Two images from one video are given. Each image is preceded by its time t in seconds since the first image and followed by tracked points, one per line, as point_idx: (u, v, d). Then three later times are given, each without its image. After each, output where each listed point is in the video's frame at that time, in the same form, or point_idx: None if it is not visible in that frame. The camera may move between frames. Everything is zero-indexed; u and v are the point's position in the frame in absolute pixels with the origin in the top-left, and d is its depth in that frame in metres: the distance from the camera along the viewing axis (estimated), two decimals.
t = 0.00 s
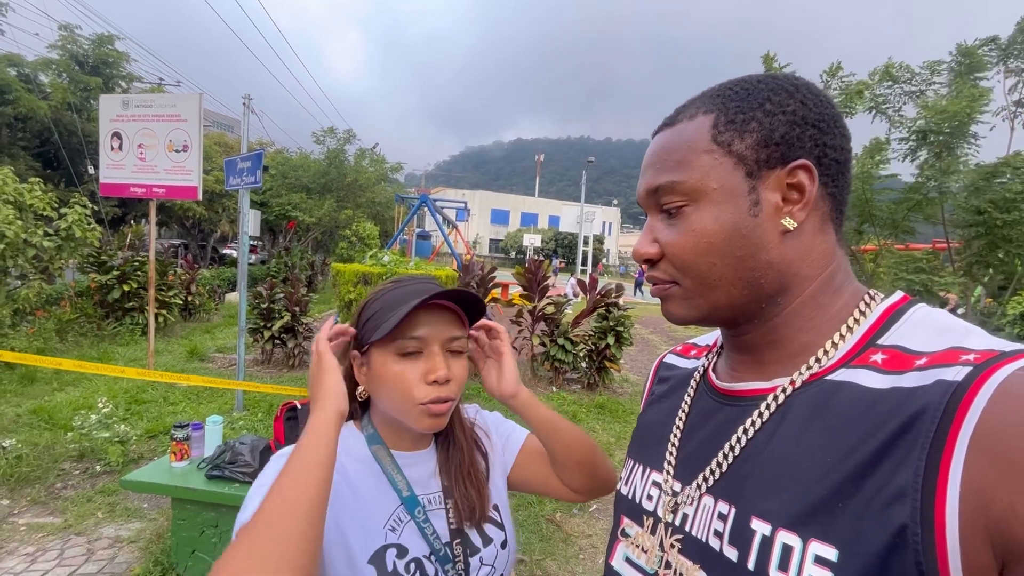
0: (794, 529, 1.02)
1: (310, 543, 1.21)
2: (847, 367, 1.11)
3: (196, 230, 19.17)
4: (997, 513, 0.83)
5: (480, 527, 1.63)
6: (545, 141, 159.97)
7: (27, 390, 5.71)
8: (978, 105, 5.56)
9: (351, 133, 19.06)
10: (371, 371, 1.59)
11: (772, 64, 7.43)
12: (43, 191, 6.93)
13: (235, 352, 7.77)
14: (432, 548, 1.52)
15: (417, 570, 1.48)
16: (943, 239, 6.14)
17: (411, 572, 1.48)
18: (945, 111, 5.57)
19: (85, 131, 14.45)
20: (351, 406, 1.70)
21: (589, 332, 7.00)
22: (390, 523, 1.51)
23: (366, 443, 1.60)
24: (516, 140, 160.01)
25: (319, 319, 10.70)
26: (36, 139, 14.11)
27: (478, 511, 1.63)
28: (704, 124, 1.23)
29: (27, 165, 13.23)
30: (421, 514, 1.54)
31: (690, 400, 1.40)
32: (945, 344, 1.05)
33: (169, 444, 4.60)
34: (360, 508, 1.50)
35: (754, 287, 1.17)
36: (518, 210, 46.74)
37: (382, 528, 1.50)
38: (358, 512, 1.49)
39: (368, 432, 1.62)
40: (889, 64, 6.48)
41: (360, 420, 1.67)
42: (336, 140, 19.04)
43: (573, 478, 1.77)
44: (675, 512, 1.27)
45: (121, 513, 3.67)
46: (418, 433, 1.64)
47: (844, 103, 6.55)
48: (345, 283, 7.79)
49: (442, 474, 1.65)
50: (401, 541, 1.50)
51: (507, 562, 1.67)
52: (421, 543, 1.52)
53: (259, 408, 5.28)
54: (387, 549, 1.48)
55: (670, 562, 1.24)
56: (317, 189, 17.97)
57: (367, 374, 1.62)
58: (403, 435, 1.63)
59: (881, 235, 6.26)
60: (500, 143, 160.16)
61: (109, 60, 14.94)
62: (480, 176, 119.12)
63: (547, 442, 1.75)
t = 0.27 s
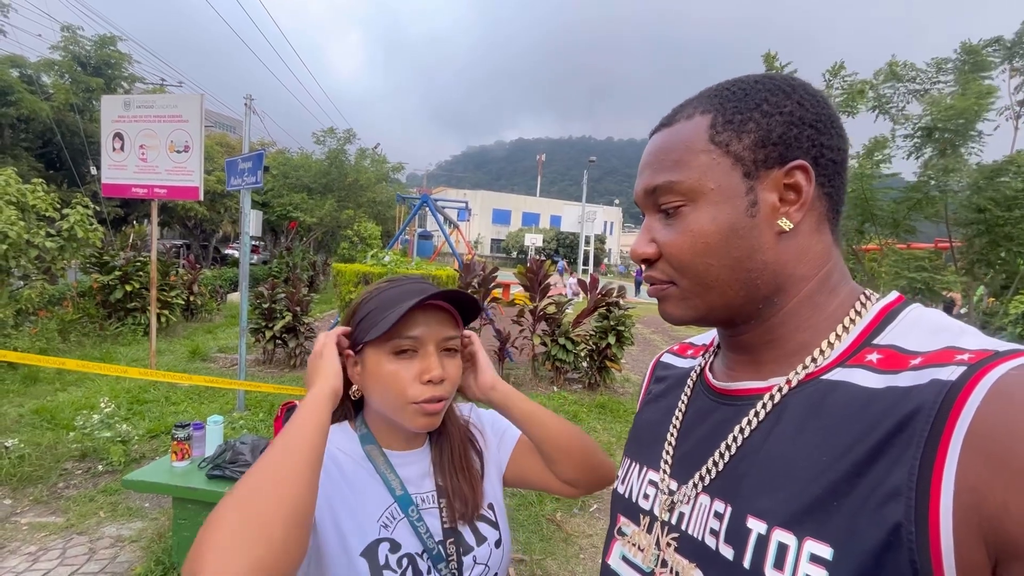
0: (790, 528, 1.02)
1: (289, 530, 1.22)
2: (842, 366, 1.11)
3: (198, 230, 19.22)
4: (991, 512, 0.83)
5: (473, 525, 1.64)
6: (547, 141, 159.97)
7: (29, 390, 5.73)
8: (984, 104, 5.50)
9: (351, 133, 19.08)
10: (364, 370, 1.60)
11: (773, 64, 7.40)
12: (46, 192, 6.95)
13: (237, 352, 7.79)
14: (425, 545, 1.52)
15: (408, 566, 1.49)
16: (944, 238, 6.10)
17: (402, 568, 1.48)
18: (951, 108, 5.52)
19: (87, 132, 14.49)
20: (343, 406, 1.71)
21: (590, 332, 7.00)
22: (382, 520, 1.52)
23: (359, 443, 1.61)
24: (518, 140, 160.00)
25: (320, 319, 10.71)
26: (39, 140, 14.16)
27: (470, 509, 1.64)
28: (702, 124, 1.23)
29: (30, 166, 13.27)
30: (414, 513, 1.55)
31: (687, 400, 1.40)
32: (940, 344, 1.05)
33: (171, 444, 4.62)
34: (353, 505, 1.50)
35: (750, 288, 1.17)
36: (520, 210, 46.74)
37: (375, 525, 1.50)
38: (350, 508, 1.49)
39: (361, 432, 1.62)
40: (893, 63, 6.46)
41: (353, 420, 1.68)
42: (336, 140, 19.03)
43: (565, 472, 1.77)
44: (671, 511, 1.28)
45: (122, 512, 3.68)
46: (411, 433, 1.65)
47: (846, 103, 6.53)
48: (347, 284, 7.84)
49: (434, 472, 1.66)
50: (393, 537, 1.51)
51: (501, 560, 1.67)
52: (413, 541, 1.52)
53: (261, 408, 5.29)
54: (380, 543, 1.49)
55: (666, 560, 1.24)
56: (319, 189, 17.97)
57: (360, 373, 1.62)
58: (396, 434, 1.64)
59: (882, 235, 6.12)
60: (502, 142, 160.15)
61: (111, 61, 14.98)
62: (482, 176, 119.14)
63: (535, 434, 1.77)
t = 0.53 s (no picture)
0: (788, 526, 1.02)
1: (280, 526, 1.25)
2: (841, 365, 1.11)
3: (200, 231, 19.26)
4: (990, 510, 0.83)
5: (468, 523, 1.64)
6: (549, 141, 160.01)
7: (33, 390, 5.75)
8: (991, 101, 5.47)
9: (352, 133, 19.09)
10: (359, 366, 1.60)
11: (774, 63, 7.40)
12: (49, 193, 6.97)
13: (239, 352, 7.80)
14: (421, 546, 1.52)
15: (404, 565, 1.49)
16: (947, 237, 6.08)
17: (397, 566, 1.48)
18: (960, 103, 5.49)
19: (90, 133, 14.54)
20: (339, 404, 1.70)
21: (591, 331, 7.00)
22: (377, 518, 1.52)
23: (354, 442, 1.61)
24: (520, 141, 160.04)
25: (322, 319, 10.73)
26: (42, 142, 14.19)
27: (465, 507, 1.64)
28: (702, 124, 1.23)
29: (33, 167, 13.31)
30: (409, 512, 1.55)
31: (686, 398, 1.40)
32: (940, 343, 1.04)
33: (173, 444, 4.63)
34: (348, 504, 1.51)
35: (749, 287, 1.17)
36: (521, 210, 46.73)
37: (371, 523, 1.51)
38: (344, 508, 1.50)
39: (357, 432, 1.63)
40: (899, 61, 6.45)
41: (350, 419, 1.68)
42: (337, 140, 19.06)
43: (559, 472, 1.78)
44: (671, 509, 1.28)
45: (125, 512, 3.69)
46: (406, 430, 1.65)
47: (850, 101, 6.51)
48: (348, 284, 7.86)
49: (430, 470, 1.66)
50: (389, 536, 1.51)
51: (497, 558, 1.68)
52: (408, 540, 1.52)
53: (263, 408, 5.31)
54: (376, 541, 1.49)
55: (665, 558, 1.24)
56: (320, 189, 17.98)
57: (355, 370, 1.62)
58: (391, 432, 1.64)
59: (884, 234, 6.14)
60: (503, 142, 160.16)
61: (113, 62, 15.03)
62: (484, 176, 119.20)
63: (527, 434, 1.78)
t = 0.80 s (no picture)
0: (790, 527, 1.02)
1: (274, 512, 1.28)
2: (843, 366, 1.11)
3: (202, 232, 19.29)
4: (995, 512, 0.83)
5: (468, 525, 1.65)
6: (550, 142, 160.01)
7: (36, 391, 5.77)
8: (996, 99, 5.45)
9: (353, 134, 19.10)
10: (360, 366, 1.61)
11: (776, 62, 7.39)
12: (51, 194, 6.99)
13: (241, 353, 7.82)
14: (421, 548, 1.53)
15: (404, 567, 1.49)
16: (950, 236, 6.07)
17: (398, 568, 1.49)
18: (965, 100, 5.48)
19: (92, 134, 14.57)
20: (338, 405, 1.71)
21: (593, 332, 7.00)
22: (378, 521, 1.52)
23: (354, 444, 1.62)
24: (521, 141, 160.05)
25: (323, 320, 10.74)
26: (44, 143, 14.22)
27: (465, 508, 1.65)
28: (708, 122, 1.22)
29: (36, 169, 13.34)
30: (410, 514, 1.55)
31: (686, 398, 1.41)
32: (943, 344, 1.05)
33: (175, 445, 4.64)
34: (348, 507, 1.51)
35: (754, 286, 1.16)
36: (522, 210, 46.74)
37: (371, 526, 1.51)
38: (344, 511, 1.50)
39: (357, 433, 1.63)
40: (903, 60, 6.44)
41: (350, 421, 1.68)
42: (338, 141, 19.08)
43: (557, 475, 1.79)
44: (671, 509, 1.28)
45: (127, 513, 3.70)
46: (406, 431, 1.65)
47: (852, 101, 6.51)
48: (350, 285, 7.87)
49: (431, 471, 1.67)
50: (389, 539, 1.51)
51: (497, 561, 1.68)
52: (409, 542, 1.53)
53: (264, 409, 5.32)
54: (376, 543, 1.49)
55: (665, 558, 1.25)
56: (321, 190, 17.98)
57: (355, 370, 1.63)
58: (391, 432, 1.64)
59: (887, 234, 6.13)
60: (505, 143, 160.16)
61: (115, 64, 15.06)
62: (485, 177, 119.21)
63: (528, 436, 1.79)
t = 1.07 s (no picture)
0: (794, 530, 1.02)
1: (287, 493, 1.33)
2: (848, 366, 1.11)
3: (204, 233, 19.32)
4: (1001, 514, 0.83)
5: (470, 523, 1.65)
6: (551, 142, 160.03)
7: (39, 392, 5.79)
8: (999, 97, 5.42)
9: (354, 134, 19.11)
10: (362, 369, 1.61)
11: (777, 62, 7.37)
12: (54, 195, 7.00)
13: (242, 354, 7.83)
14: (424, 548, 1.53)
15: (407, 567, 1.50)
16: (954, 236, 6.05)
17: (401, 568, 1.49)
18: (967, 98, 5.46)
19: (94, 136, 14.60)
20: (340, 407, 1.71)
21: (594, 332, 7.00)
22: (380, 522, 1.53)
23: (355, 445, 1.62)
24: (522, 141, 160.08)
25: (325, 320, 10.75)
26: (47, 145, 14.24)
27: (465, 505, 1.66)
28: (718, 120, 1.22)
29: (38, 170, 13.37)
30: (411, 515, 1.56)
31: (689, 399, 1.41)
32: (949, 345, 1.05)
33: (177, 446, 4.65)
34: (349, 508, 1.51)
35: (760, 285, 1.16)
36: (524, 210, 46.74)
37: (373, 527, 1.52)
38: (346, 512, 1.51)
39: (357, 435, 1.64)
40: (905, 59, 6.42)
41: (350, 423, 1.69)
42: (339, 142, 19.09)
43: (557, 472, 1.81)
44: (674, 511, 1.28)
45: (130, 513, 3.71)
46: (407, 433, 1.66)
47: (854, 99, 6.48)
48: (351, 286, 7.88)
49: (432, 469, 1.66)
50: (392, 540, 1.52)
51: (499, 560, 1.68)
52: (411, 543, 1.53)
53: (266, 410, 5.33)
54: (379, 544, 1.50)
55: (668, 560, 1.25)
56: (322, 191, 18.00)
57: (357, 372, 1.63)
58: (391, 435, 1.64)
59: (889, 233, 6.07)
60: (506, 143, 160.18)
61: (117, 66, 15.09)
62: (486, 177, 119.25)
63: (527, 433, 1.81)
